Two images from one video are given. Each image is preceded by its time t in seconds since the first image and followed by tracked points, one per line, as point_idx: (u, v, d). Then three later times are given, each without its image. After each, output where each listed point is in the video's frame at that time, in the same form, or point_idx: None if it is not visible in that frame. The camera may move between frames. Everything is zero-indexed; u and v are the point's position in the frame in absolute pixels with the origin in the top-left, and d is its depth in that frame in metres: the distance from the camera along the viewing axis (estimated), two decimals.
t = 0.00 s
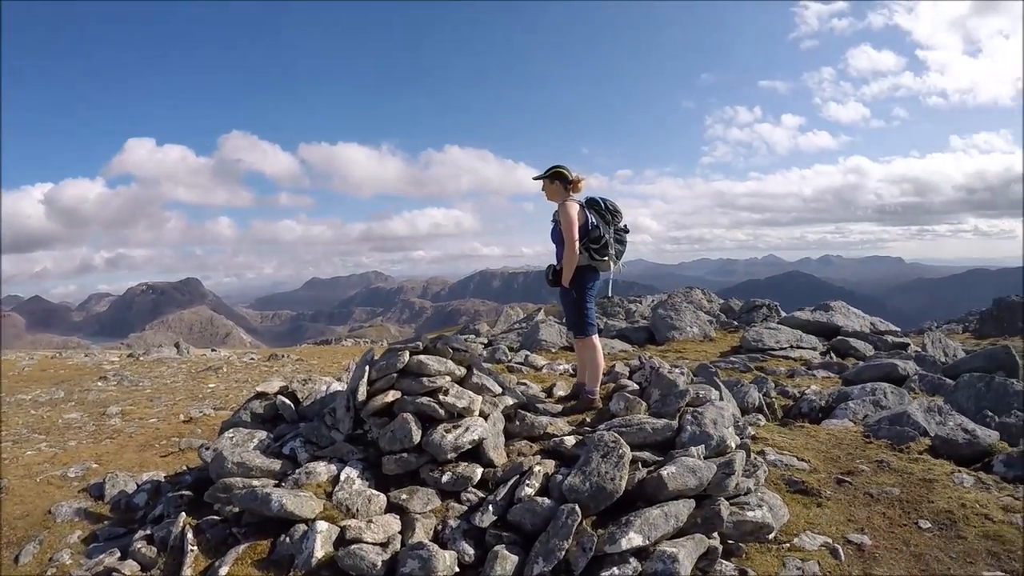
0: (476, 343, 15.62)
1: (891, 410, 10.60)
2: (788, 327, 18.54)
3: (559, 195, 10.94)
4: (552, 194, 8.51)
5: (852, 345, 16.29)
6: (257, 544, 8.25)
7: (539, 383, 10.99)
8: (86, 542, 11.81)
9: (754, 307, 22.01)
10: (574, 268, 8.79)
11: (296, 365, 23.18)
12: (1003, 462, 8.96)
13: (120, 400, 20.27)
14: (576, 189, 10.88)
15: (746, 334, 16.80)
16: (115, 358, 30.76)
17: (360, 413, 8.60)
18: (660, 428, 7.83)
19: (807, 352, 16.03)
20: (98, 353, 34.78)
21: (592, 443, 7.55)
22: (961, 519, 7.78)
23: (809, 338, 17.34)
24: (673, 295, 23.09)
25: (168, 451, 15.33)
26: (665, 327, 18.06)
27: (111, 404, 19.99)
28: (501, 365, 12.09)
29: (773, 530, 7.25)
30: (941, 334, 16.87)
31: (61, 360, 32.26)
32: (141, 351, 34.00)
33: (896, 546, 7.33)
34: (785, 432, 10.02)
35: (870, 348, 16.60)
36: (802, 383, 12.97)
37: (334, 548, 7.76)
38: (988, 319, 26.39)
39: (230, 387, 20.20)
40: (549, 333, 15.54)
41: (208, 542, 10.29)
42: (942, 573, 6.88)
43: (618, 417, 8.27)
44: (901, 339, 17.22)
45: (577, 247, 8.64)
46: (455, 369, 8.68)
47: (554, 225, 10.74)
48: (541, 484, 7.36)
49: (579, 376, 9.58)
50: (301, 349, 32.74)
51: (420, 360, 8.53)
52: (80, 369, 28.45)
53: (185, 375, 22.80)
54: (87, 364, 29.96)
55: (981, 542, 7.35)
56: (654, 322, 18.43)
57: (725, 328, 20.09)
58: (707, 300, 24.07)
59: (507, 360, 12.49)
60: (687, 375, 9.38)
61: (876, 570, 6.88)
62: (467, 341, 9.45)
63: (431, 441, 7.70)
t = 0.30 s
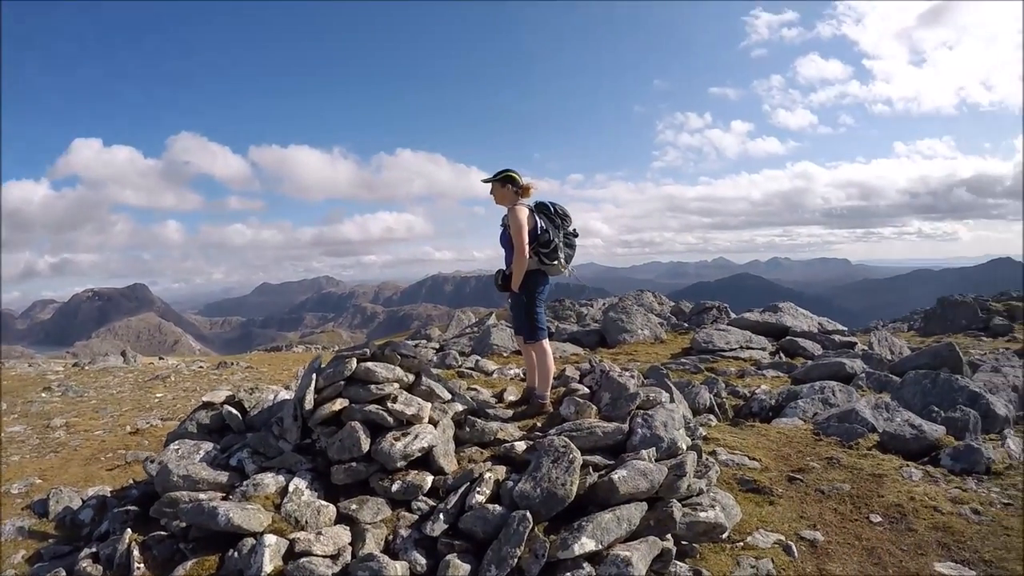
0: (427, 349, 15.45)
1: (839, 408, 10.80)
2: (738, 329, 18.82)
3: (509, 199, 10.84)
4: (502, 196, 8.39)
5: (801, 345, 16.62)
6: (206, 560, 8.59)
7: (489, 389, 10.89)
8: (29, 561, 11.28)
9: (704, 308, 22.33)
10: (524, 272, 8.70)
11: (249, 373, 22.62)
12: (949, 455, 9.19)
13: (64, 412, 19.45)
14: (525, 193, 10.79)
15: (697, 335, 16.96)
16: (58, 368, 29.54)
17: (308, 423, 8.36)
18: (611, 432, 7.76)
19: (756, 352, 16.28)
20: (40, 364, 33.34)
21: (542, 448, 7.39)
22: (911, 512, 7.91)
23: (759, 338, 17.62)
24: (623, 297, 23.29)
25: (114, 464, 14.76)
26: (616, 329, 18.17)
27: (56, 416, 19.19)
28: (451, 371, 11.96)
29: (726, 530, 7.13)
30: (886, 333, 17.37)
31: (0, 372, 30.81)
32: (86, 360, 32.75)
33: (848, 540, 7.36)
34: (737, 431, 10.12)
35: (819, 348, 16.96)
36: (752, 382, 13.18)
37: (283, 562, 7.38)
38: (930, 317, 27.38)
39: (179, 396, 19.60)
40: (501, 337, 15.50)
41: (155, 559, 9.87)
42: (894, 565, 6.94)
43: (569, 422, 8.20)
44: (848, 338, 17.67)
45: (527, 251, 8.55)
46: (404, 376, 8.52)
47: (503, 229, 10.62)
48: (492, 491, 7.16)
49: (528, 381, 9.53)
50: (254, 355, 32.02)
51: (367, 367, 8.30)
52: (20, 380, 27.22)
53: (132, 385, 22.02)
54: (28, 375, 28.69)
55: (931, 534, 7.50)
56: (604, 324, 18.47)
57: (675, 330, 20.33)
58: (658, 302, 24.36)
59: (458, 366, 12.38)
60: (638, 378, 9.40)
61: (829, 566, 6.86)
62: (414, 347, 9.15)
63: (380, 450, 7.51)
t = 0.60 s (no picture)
0: (380, 353, 15.27)
1: (791, 406, 10.97)
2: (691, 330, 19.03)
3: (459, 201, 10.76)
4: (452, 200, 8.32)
5: (753, 345, 16.89)
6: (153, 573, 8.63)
7: (440, 393, 10.78)
8: None
9: (657, 310, 22.57)
10: (474, 276, 8.70)
11: (203, 377, 22.06)
12: (899, 450, 9.39)
13: (7, 422, 18.67)
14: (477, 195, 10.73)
15: (650, 337, 17.10)
16: None
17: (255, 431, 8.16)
18: (563, 434, 7.69)
19: (708, 353, 16.50)
20: None
21: (493, 453, 7.29)
22: (863, 507, 7.92)
23: (711, 339, 17.87)
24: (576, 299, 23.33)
25: (59, 475, 14.21)
26: (569, 331, 18.19)
27: None
28: (403, 375, 11.81)
29: (681, 530, 6.84)
30: (836, 332, 17.78)
31: None
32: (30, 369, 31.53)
33: (802, 537, 7.23)
34: (690, 431, 10.13)
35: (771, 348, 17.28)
36: (704, 382, 13.35)
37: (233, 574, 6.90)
38: (880, 317, 28.26)
39: (128, 404, 19.03)
40: (454, 339, 15.43)
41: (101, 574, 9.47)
42: (848, 560, 6.91)
43: (520, 426, 8.13)
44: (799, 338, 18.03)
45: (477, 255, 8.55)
46: (353, 381, 8.41)
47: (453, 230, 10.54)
48: (443, 497, 6.99)
49: (479, 383, 9.52)
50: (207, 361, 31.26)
51: (315, 372, 8.19)
52: None
53: (79, 393, 21.27)
54: None
55: (884, 528, 7.56)
56: (557, 326, 18.44)
57: (629, 331, 20.50)
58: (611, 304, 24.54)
59: (409, 370, 12.24)
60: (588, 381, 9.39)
61: (783, 563, 6.70)
62: (363, 353, 9.08)
63: (328, 457, 7.35)
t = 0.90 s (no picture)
0: (340, 356, 15.13)
1: (750, 405, 11.12)
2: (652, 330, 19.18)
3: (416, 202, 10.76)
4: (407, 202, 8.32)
5: (714, 345, 17.10)
6: None
7: (400, 396, 10.71)
8: None
9: (617, 311, 22.76)
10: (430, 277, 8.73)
11: (163, 382, 21.58)
12: (857, 447, 9.55)
13: None
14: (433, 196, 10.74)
15: (611, 338, 17.22)
16: None
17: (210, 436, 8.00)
18: (520, 437, 7.68)
19: (668, 353, 16.67)
20: None
21: (450, 457, 7.21)
22: (822, 504, 8.00)
23: (672, 340, 18.08)
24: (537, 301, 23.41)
25: (10, 486, 13.75)
26: (530, 333, 18.30)
27: None
28: (361, 379, 11.70)
29: (641, 531, 6.77)
30: (795, 332, 18.09)
31: None
32: None
33: (762, 534, 7.20)
34: (650, 431, 10.17)
35: (732, 347, 17.51)
36: (664, 382, 13.46)
37: None
38: (838, 316, 28.83)
39: (84, 411, 18.54)
40: (415, 342, 15.38)
41: None
42: (808, 556, 6.92)
43: (477, 429, 8.11)
44: (759, 338, 18.31)
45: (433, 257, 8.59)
46: (308, 385, 8.31)
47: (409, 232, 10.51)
48: (400, 502, 6.92)
49: (437, 387, 9.52)
50: (168, 365, 30.59)
51: (269, 377, 8.07)
52: None
53: (33, 400, 20.62)
54: None
55: (844, 523, 7.64)
56: (519, 329, 18.51)
57: (590, 332, 20.65)
58: (573, 306, 24.69)
59: (368, 373, 12.14)
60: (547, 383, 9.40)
61: (744, 560, 6.63)
62: (320, 357, 9.00)
63: (284, 463, 7.24)
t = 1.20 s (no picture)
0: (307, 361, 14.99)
1: (715, 406, 11.22)
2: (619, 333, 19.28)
3: (378, 207, 11.24)
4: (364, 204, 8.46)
5: (682, 347, 17.21)
6: None
7: (365, 401, 10.72)
8: None
9: (586, 313, 22.98)
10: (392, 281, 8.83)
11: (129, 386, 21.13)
12: (822, 446, 9.65)
13: None
14: (394, 200, 11.24)
15: (578, 341, 17.30)
16: None
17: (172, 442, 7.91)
18: (483, 441, 7.67)
19: (636, 355, 16.78)
20: None
21: (412, 461, 7.16)
22: (786, 503, 8.07)
23: (639, 342, 18.21)
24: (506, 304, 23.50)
25: None
26: (498, 336, 18.53)
27: None
28: (326, 385, 11.65)
29: (604, 533, 6.77)
30: (762, 333, 18.32)
31: None
32: None
33: (726, 534, 7.23)
34: (615, 433, 10.19)
35: (699, 349, 17.69)
36: (631, 384, 13.54)
37: None
38: (805, 317, 29.16)
39: (46, 419, 18.09)
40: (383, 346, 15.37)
41: None
42: (772, 555, 6.95)
43: (439, 433, 8.09)
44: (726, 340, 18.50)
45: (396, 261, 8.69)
46: (271, 391, 8.27)
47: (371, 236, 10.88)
48: (362, 507, 6.87)
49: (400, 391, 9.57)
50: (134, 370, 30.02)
51: (231, 382, 8.02)
52: None
53: None
54: None
55: (808, 522, 7.71)
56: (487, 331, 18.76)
57: (558, 335, 20.83)
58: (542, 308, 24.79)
59: (333, 378, 12.09)
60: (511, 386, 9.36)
61: (708, 559, 6.65)
62: (283, 362, 8.96)
63: (245, 469, 7.17)
